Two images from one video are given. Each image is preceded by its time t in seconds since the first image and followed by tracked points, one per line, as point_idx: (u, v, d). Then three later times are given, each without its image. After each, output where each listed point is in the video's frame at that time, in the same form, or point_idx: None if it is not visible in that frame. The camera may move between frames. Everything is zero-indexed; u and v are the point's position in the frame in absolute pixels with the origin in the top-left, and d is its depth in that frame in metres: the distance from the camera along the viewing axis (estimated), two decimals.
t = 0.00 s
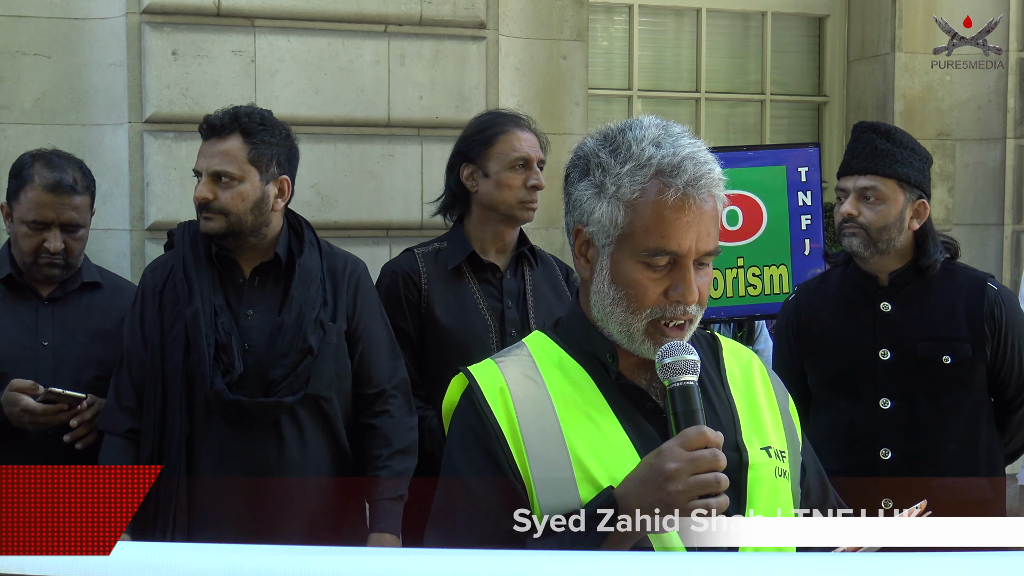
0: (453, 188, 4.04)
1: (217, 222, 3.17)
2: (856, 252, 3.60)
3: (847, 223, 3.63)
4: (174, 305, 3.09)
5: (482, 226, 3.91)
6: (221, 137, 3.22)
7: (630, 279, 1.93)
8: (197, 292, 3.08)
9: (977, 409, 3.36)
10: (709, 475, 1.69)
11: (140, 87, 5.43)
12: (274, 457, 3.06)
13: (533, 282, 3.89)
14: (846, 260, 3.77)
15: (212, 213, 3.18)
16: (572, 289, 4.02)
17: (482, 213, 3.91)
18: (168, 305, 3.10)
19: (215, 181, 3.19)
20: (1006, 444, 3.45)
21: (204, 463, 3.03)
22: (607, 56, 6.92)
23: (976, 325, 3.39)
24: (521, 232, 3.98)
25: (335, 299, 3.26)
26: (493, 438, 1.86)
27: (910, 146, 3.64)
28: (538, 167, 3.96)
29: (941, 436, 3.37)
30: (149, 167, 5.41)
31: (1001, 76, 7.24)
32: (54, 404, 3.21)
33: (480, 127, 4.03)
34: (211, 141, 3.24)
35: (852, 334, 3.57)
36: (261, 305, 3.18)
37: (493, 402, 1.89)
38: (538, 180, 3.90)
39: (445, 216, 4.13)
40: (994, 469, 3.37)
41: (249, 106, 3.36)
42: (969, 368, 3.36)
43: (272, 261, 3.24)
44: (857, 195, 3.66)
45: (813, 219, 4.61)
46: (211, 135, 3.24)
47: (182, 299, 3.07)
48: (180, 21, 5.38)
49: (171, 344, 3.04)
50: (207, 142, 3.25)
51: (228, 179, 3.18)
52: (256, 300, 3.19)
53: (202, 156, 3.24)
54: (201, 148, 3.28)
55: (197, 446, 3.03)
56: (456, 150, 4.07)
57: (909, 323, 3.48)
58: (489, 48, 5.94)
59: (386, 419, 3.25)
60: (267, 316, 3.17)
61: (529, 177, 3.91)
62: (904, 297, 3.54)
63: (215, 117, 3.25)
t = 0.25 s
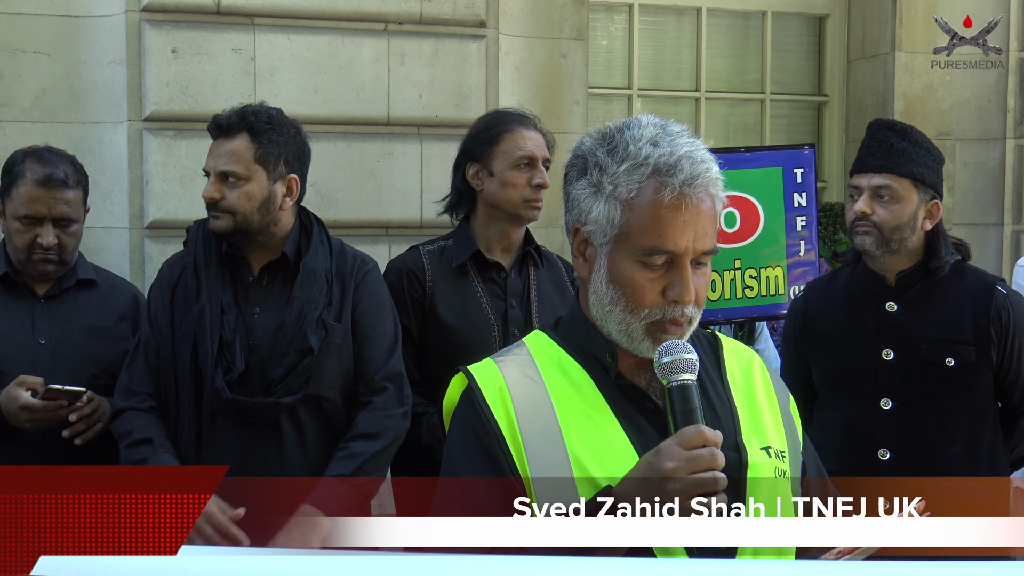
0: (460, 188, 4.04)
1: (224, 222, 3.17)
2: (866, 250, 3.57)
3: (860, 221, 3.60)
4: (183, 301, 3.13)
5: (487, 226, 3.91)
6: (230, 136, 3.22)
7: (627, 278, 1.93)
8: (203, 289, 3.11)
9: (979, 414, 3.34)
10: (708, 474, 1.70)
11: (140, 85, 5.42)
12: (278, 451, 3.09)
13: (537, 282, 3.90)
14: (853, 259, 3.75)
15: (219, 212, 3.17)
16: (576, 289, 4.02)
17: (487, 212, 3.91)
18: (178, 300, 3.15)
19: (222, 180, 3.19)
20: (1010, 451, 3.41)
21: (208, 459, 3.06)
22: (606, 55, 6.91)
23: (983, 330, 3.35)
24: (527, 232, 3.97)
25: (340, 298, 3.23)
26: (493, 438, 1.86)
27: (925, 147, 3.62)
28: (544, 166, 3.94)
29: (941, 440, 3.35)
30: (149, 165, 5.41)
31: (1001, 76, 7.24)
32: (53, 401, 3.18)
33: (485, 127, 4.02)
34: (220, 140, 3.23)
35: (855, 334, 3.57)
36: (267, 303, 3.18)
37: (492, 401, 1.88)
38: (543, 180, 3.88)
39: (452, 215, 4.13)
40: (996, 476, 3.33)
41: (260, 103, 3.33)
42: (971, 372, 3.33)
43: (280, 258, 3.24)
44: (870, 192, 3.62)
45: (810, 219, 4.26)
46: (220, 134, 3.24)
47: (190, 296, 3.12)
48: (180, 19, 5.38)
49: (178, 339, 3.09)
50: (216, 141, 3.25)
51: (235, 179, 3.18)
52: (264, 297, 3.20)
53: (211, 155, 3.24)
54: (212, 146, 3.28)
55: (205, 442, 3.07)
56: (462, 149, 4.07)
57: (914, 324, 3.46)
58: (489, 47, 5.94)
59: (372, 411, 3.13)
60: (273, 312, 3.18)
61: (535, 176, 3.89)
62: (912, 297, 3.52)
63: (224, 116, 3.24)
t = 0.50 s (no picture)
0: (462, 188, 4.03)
1: (230, 221, 3.24)
2: (884, 245, 3.54)
3: (881, 214, 3.57)
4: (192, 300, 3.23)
5: (487, 225, 3.90)
6: (234, 136, 3.27)
7: (620, 277, 1.93)
8: (208, 288, 3.21)
9: (989, 413, 3.34)
10: (700, 471, 1.69)
11: (135, 83, 5.41)
12: (284, 451, 3.11)
13: (538, 283, 3.89)
14: (864, 255, 3.74)
15: (225, 212, 3.25)
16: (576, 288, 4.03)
17: (488, 211, 3.90)
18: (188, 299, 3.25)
19: (227, 180, 3.25)
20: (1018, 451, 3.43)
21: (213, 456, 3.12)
22: (602, 53, 6.91)
23: (996, 331, 3.35)
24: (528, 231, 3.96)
25: (342, 297, 3.26)
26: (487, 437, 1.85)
27: (948, 144, 3.61)
28: (544, 165, 3.92)
29: (952, 441, 3.35)
30: (144, 164, 5.40)
31: (996, 76, 7.23)
32: (43, 401, 3.18)
33: (486, 128, 4.01)
34: (225, 141, 3.29)
35: (865, 330, 3.57)
36: (271, 301, 3.24)
37: (487, 400, 1.88)
38: (542, 178, 3.86)
39: (455, 214, 4.12)
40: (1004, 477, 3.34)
41: (267, 103, 3.38)
42: (984, 372, 3.33)
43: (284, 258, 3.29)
44: (892, 187, 3.61)
45: (798, 217, 4.08)
46: (226, 135, 3.30)
47: (198, 295, 3.23)
48: (176, 17, 5.37)
49: (185, 337, 3.18)
50: (222, 142, 3.31)
51: (239, 178, 3.23)
52: (269, 296, 3.26)
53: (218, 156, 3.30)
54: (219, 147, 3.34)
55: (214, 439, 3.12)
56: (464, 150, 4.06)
57: (928, 321, 3.46)
58: (484, 45, 5.93)
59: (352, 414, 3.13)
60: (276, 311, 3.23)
61: (534, 174, 3.87)
62: (924, 295, 3.52)
63: (228, 117, 3.29)
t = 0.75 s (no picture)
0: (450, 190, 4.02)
1: (216, 222, 3.24)
2: (887, 242, 3.53)
3: (886, 211, 3.56)
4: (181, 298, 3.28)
5: (475, 223, 3.90)
6: (219, 136, 3.26)
7: (598, 276, 1.92)
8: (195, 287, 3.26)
9: (987, 413, 3.39)
10: (678, 469, 1.69)
11: (114, 81, 5.39)
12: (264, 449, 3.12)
13: (524, 279, 3.87)
14: (864, 250, 3.74)
15: (212, 212, 3.25)
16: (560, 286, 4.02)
17: (476, 208, 3.89)
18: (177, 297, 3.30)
19: (212, 180, 3.25)
20: (1010, 447, 3.51)
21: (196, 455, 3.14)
22: (583, 51, 6.91)
23: (997, 330, 3.40)
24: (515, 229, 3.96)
25: (327, 299, 3.24)
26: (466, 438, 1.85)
27: (954, 143, 3.62)
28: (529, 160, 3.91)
29: (951, 438, 3.38)
30: (123, 162, 5.37)
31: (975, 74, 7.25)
32: (17, 400, 3.20)
33: (469, 127, 3.99)
34: (210, 141, 3.29)
35: (868, 327, 3.55)
36: (256, 301, 3.25)
37: (464, 399, 1.87)
38: (528, 172, 3.86)
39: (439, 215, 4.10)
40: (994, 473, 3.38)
41: (254, 102, 3.37)
42: (985, 371, 3.36)
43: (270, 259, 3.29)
44: (898, 183, 3.60)
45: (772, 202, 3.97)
46: (212, 134, 3.29)
47: (185, 293, 3.27)
48: (155, 15, 5.34)
49: (172, 335, 3.23)
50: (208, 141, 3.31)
51: (223, 179, 3.23)
52: (254, 297, 3.26)
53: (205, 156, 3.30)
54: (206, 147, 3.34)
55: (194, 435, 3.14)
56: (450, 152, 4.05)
57: (931, 319, 3.47)
58: (465, 44, 5.92)
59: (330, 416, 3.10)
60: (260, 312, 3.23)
61: (520, 169, 3.86)
62: (926, 292, 3.52)
63: (213, 117, 3.29)
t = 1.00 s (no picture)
0: (430, 193, 4.01)
1: (211, 221, 3.23)
2: (889, 240, 3.50)
3: (887, 208, 3.52)
4: (168, 297, 3.29)
5: (455, 221, 3.88)
6: (213, 134, 3.26)
7: (577, 275, 1.93)
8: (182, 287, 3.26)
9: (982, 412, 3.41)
10: (658, 468, 1.69)
11: (91, 79, 5.35)
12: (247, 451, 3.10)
13: (508, 275, 3.86)
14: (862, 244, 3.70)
15: (206, 211, 3.24)
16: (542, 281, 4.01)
17: (457, 206, 3.88)
18: (164, 296, 3.30)
19: (208, 178, 3.25)
20: (1002, 445, 3.53)
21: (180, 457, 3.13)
22: (563, 49, 6.91)
23: (996, 329, 3.42)
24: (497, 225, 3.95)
25: (312, 300, 3.22)
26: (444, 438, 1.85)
27: (955, 139, 3.58)
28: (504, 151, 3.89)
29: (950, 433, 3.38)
30: (100, 161, 5.34)
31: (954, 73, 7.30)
32: None
33: (439, 129, 3.99)
34: (202, 139, 3.29)
35: (869, 323, 3.51)
36: (242, 302, 3.24)
37: (443, 397, 1.87)
38: (503, 163, 3.84)
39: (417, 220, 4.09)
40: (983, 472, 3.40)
41: (244, 101, 3.38)
42: (984, 370, 3.38)
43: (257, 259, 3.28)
44: (899, 179, 3.55)
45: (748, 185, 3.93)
46: (204, 132, 3.29)
47: (171, 294, 3.27)
48: (132, 12, 5.32)
49: (159, 335, 3.24)
50: (199, 140, 3.31)
51: (219, 177, 3.24)
52: (239, 297, 3.26)
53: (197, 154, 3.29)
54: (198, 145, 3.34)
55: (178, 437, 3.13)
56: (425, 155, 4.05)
57: (931, 316, 3.45)
58: (445, 41, 5.90)
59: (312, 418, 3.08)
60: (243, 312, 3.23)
61: (495, 162, 3.85)
62: (926, 290, 3.50)
63: (206, 115, 3.29)
